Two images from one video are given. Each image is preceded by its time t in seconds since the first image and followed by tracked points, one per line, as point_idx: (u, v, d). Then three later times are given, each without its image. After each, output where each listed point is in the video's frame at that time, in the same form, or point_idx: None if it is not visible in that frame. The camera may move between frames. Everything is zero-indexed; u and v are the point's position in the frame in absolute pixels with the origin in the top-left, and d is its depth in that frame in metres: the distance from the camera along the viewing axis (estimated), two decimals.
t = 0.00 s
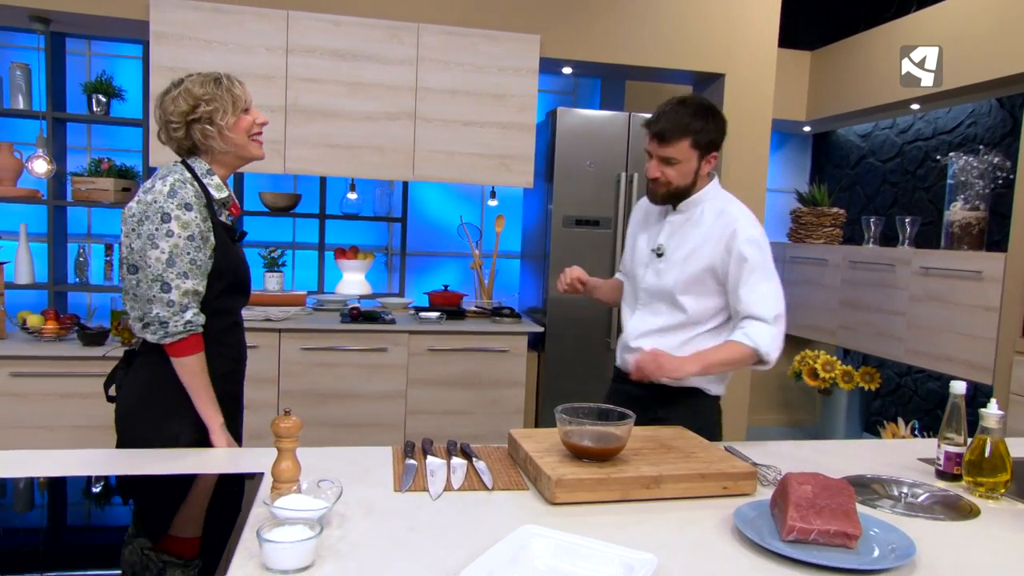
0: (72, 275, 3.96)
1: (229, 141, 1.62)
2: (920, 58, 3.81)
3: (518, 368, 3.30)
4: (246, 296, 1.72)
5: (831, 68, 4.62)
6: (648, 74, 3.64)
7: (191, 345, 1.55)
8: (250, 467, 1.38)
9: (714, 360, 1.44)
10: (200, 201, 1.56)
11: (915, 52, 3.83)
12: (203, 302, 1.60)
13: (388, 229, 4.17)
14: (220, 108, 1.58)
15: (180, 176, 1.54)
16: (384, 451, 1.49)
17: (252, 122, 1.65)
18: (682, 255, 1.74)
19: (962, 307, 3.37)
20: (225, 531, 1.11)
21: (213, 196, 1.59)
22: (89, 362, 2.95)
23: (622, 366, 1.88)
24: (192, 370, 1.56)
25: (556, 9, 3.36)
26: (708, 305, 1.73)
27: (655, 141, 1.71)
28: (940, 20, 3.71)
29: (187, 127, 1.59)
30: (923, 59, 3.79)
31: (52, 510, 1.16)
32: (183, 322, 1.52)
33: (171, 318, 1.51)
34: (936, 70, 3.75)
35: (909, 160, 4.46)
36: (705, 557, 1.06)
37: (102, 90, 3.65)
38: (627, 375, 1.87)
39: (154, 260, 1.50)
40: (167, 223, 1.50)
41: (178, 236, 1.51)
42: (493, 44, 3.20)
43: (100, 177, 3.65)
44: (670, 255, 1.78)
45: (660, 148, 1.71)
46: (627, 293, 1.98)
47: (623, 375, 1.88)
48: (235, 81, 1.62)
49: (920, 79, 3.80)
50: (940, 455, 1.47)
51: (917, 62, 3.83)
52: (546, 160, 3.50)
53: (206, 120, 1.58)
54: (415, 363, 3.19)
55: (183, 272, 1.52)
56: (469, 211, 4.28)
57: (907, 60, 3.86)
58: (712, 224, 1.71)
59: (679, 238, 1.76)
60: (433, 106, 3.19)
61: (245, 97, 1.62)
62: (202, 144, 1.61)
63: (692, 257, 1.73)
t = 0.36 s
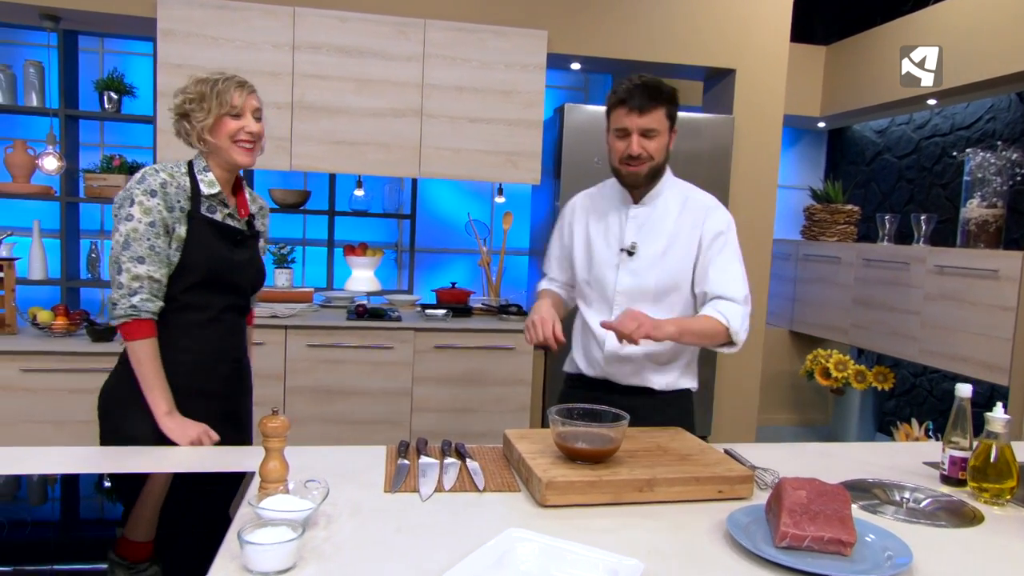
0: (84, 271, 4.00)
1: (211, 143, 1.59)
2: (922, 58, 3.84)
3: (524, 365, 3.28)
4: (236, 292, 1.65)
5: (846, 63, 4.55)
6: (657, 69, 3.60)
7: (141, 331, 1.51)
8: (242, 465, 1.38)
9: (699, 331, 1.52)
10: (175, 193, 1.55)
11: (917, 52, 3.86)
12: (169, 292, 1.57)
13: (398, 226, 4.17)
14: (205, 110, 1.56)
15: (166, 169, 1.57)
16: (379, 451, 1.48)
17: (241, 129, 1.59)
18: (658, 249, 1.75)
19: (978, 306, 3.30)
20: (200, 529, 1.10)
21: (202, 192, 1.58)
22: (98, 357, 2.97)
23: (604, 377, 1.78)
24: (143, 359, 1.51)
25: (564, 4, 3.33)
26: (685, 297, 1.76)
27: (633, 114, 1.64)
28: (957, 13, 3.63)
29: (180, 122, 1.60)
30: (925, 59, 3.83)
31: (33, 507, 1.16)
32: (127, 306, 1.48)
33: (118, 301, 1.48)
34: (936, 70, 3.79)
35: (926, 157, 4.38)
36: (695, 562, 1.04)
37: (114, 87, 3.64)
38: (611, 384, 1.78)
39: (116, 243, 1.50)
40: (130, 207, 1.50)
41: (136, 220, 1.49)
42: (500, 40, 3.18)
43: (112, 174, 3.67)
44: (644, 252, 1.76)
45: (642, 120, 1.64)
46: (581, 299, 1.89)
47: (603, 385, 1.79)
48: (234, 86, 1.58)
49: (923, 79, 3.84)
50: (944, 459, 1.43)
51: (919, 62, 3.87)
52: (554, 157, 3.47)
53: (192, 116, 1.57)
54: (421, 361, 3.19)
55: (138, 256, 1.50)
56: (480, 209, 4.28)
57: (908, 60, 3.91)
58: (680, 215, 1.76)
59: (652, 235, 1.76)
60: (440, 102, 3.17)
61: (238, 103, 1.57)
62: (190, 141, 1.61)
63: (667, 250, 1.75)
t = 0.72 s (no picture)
0: (105, 270, 4.05)
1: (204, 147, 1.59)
2: (922, 58, 3.90)
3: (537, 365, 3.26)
4: (231, 292, 1.62)
5: (867, 58, 4.47)
6: (672, 66, 3.56)
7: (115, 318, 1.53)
8: (243, 465, 1.38)
9: (698, 322, 1.66)
10: (166, 191, 1.58)
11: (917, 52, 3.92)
12: (155, 287, 1.58)
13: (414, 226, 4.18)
14: (195, 115, 1.56)
15: (164, 171, 1.61)
16: (382, 452, 1.47)
17: (224, 135, 1.55)
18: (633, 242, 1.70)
19: (1002, 305, 3.22)
20: (178, 519, 1.13)
21: (197, 192, 1.59)
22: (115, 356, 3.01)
23: (594, 381, 1.68)
24: (113, 346, 1.52)
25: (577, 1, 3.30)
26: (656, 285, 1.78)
27: (591, 105, 1.52)
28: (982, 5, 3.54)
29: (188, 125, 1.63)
30: (925, 59, 3.89)
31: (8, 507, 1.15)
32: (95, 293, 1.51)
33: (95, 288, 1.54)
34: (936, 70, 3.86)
35: (950, 152, 4.28)
36: (693, 568, 1.02)
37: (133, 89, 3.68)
38: (601, 387, 1.69)
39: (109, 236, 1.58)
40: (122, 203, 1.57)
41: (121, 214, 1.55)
42: (512, 38, 3.16)
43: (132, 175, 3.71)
44: (620, 248, 1.70)
45: (601, 110, 1.53)
46: (548, 305, 1.73)
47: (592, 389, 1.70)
48: (220, 92, 1.55)
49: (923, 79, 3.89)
50: (959, 463, 1.40)
51: (919, 62, 3.92)
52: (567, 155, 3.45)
53: (188, 122, 1.59)
54: (434, 360, 3.18)
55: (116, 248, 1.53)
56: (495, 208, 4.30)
57: (908, 60, 3.95)
58: (644, 205, 1.74)
59: (624, 229, 1.71)
60: (452, 101, 3.17)
61: (220, 109, 1.54)
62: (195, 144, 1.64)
63: (640, 242, 1.71)
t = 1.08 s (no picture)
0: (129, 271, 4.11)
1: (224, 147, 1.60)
2: (922, 57, 4.04)
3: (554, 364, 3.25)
4: (242, 293, 1.62)
5: (892, 51, 4.38)
6: (691, 62, 3.52)
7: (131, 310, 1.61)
8: (252, 463, 1.39)
9: (726, 325, 1.70)
10: (186, 191, 1.62)
11: (917, 52, 4.06)
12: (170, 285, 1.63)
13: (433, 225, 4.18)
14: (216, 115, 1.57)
15: (185, 172, 1.65)
16: (391, 451, 1.47)
17: (240, 136, 1.56)
18: (677, 240, 1.67)
19: None
20: (186, 509, 1.16)
21: (216, 194, 1.63)
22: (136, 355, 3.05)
23: (635, 383, 1.63)
24: (121, 337, 1.58)
25: None
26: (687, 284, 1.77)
27: (651, 91, 1.50)
28: None
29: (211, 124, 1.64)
30: (925, 59, 4.03)
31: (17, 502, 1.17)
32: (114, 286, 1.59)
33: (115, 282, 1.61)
34: (936, 70, 4.00)
35: (979, 146, 4.18)
36: (698, 571, 1.00)
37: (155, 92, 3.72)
38: (641, 390, 1.64)
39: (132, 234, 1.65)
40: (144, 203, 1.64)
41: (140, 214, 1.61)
42: (528, 36, 3.15)
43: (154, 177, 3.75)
44: (667, 245, 1.65)
45: (660, 98, 1.50)
46: (589, 304, 1.64)
47: (629, 392, 1.65)
48: (240, 94, 1.55)
49: (923, 79, 4.03)
50: (980, 466, 1.36)
51: (919, 62, 4.05)
52: (584, 153, 3.43)
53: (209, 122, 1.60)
54: (451, 359, 3.18)
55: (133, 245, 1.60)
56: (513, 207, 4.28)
57: (908, 60, 4.09)
58: (684, 202, 1.71)
59: (668, 226, 1.67)
60: (468, 100, 3.16)
61: (238, 111, 1.55)
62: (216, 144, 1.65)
63: (682, 240, 1.68)
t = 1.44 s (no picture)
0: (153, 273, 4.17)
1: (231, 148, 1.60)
2: (923, 58, 4.10)
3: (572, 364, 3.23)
4: (244, 297, 1.64)
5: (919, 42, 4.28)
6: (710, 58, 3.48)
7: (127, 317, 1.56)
8: (260, 462, 1.39)
9: (820, 339, 1.54)
10: (187, 195, 1.61)
11: (918, 52, 4.12)
12: (172, 290, 1.62)
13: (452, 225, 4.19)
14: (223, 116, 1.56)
15: (184, 176, 1.64)
16: (401, 450, 1.46)
17: (248, 139, 1.56)
18: (749, 251, 1.61)
19: None
20: (190, 518, 1.14)
21: (218, 197, 1.62)
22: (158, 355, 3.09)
23: (683, 392, 1.61)
24: (118, 345, 1.52)
25: None
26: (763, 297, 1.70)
27: (736, 87, 1.44)
28: None
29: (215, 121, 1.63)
30: (925, 59, 4.10)
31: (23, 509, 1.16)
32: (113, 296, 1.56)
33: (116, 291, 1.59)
34: (935, 70, 4.09)
35: (1010, 139, 4.06)
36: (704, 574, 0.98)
37: (178, 96, 3.78)
38: (688, 399, 1.62)
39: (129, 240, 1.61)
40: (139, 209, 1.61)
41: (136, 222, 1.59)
42: (544, 34, 3.13)
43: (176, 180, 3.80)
44: (736, 255, 1.61)
45: (745, 95, 1.44)
46: (646, 304, 1.62)
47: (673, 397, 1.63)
48: (251, 97, 1.54)
49: (923, 78, 4.10)
50: (1003, 467, 1.31)
51: (920, 62, 4.11)
52: (601, 151, 3.40)
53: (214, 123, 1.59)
54: (468, 359, 3.18)
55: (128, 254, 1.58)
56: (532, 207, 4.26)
57: (908, 60, 4.11)
58: (766, 212, 1.64)
59: (741, 236, 1.62)
60: (483, 99, 3.16)
61: (249, 115, 1.54)
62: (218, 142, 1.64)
63: (756, 252, 1.63)
